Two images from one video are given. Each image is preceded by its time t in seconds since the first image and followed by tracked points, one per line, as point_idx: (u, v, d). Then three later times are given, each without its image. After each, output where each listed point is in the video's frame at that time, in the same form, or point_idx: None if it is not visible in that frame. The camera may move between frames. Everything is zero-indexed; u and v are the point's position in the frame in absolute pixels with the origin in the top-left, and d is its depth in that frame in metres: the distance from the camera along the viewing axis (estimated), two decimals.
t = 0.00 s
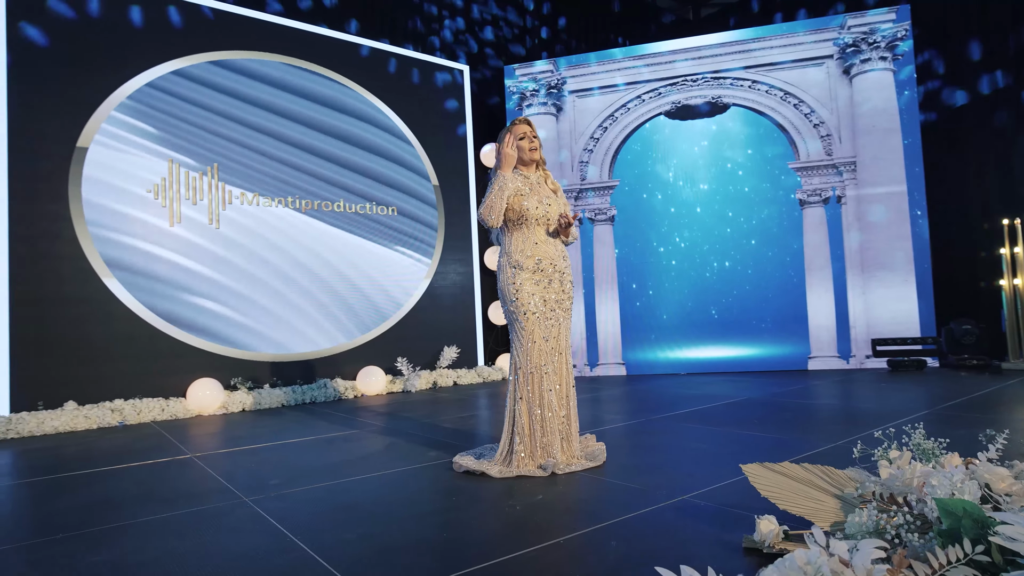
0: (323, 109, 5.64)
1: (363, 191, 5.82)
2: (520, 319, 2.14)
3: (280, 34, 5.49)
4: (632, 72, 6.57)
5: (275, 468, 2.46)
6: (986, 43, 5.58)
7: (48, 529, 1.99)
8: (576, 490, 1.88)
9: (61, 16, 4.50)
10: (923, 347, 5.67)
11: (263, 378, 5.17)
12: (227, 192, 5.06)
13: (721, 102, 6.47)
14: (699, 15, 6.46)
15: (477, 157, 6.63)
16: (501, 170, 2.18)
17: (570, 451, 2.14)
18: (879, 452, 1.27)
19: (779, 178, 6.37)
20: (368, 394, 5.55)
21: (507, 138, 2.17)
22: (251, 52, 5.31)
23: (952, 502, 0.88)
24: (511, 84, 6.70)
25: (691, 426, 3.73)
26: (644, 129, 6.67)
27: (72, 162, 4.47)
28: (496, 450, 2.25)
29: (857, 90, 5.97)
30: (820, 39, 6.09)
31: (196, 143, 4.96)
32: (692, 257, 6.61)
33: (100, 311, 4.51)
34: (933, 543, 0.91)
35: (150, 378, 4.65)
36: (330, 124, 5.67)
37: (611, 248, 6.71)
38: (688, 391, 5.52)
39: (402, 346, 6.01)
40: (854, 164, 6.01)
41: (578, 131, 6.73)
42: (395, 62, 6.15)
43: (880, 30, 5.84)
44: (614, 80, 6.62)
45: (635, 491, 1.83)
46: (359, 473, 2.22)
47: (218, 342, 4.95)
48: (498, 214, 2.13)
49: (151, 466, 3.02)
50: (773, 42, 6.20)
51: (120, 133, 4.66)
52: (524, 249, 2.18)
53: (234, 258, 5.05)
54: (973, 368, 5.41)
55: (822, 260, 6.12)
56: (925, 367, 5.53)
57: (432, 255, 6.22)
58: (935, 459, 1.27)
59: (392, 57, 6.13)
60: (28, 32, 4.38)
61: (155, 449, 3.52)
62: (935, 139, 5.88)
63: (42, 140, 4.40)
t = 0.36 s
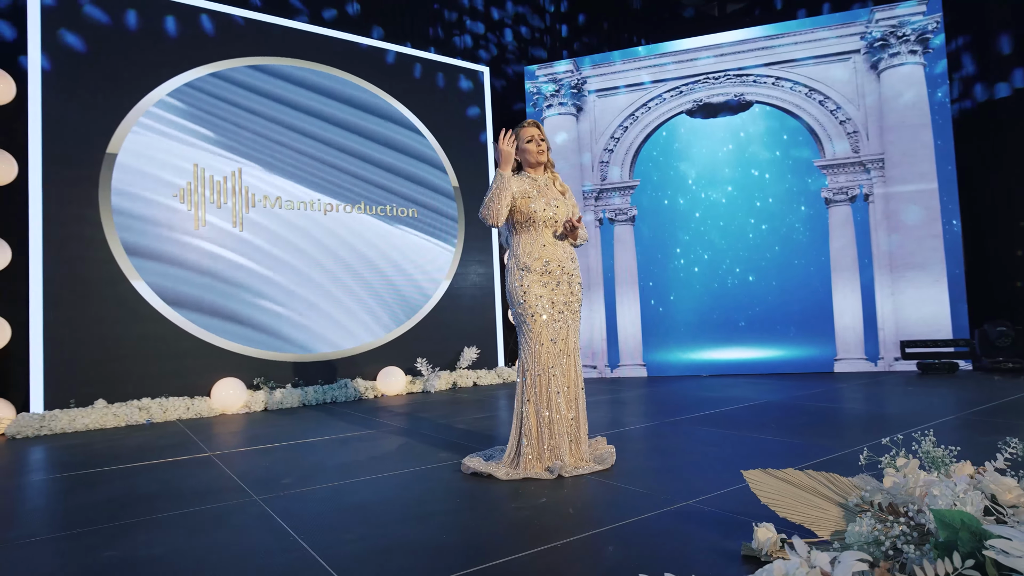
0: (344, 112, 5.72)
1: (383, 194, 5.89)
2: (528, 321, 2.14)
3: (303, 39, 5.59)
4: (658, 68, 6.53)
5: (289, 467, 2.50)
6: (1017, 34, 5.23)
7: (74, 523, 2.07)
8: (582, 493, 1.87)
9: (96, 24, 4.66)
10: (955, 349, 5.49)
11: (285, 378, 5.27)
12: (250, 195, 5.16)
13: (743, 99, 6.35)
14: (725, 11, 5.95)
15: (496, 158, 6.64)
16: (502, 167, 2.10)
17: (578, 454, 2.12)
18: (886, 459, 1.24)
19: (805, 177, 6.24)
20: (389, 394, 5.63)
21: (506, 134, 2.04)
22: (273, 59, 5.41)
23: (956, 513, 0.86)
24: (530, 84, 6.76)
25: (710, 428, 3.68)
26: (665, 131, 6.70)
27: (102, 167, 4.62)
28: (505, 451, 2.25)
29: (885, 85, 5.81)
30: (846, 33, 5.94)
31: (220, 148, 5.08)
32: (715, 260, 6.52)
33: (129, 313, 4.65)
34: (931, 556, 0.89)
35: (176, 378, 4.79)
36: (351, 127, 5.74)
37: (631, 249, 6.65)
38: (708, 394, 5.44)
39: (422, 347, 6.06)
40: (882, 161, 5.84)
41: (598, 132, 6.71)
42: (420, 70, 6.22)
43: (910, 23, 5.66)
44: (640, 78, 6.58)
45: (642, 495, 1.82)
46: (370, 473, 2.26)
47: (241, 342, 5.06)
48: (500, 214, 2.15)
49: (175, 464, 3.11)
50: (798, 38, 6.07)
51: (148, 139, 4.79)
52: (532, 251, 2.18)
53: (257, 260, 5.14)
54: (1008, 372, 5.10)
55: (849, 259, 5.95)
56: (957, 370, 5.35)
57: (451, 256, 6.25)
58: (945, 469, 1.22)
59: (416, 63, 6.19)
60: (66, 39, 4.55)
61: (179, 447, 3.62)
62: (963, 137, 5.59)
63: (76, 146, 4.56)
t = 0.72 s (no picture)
0: (359, 115, 5.78)
1: (396, 196, 5.94)
2: (527, 324, 2.14)
3: (320, 43, 5.67)
4: (676, 65, 6.47)
5: (298, 466, 2.55)
6: None
7: (88, 518, 2.13)
8: (581, 495, 1.87)
9: (123, 27, 4.80)
10: (978, 351, 5.35)
11: (300, 378, 5.35)
12: (266, 198, 5.24)
13: (759, 98, 6.26)
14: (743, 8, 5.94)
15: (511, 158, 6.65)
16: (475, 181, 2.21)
17: (579, 457, 2.12)
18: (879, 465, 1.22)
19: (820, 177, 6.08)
20: (402, 394, 5.69)
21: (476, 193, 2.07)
22: (289, 63, 5.48)
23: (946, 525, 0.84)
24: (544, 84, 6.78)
25: (723, 431, 3.65)
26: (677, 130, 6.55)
27: (122, 172, 4.73)
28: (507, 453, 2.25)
29: (904, 81, 5.68)
30: (864, 28, 5.83)
31: (237, 152, 5.16)
32: (731, 261, 6.35)
33: (148, 313, 4.75)
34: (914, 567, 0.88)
35: (195, 377, 4.89)
36: (366, 130, 5.79)
37: (645, 250, 6.60)
38: (723, 396, 5.38)
39: (436, 348, 6.09)
40: (901, 159, 5.71)
41: (611, 132, 6.69)
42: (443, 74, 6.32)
43: (931, 17, 5.53)
44: (659, 75, 6.53)
45: (642, 499, 1.81)
46: (376, 473, 2.29)
47: (256, 342, 5.16)
48: (498, 213, 2.15)
49: (190, 462, 3.18)
50: (815, 34, 5.98)
51: (166, 144, 4.90)
52: (533, 254, 2.18)
53: (273, 262, 5.23)
54: None
55: (868, 259, 5.82)
56: (979, 373, 5.21)
57: (465, 257, 6.28)
58: (941, 476, 1.20)
59: (435, 68, 6.27)
60: (93, 42, 4.69)
61: (195, 446, 3.70)
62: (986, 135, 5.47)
63: (99, 150, 4.68)
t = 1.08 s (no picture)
0: (374, 118, 5.83)
1: (412, 198, 5.98)
2: (526, 325, 2.16)
3: (337, 47, 5.73)
4: (700, 62, 6.38)
5: (307, 465, 2.59)
6: None
7: (101, 516, 2.19)
8: (580, 498, 1.88)
9: (152, 36, 4.95)
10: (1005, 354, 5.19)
11: (317, 379, 5.43)
12: (283, 201, 5.32)
13: (776, 96, 6.14)
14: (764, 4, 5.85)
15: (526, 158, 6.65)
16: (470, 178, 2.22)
17: (579, 459, 2.13)
18: (872, 471, 1.19)
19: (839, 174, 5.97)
20: (416, 395, 5.75)
21: (472, 197, 2.11)
22: (305, 68, 5.55)
23: (918, 536, 0.83)
24: (558, 85, 6.75)
25: (736, 434, 3.60)
26: (694, 129, 6.48)
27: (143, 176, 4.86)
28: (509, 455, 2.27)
29: (927, 77, 5.54)
30: (886, 24, 5.69)
31: (255, 156, 5.25)
32: (748, 261, 6.26)
33: (168, 314, 4.88)
34: None
35: (214, 377, 5.00)
36: (381, 133, 5.85)
37: (661, 250, 6.53)
38: (739, 398, 5.31)
39: (450, 348, 6.12)
40: (924, 156, 5.57)
41: (627, 132, 6.64)
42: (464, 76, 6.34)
43: (954, 11, 5.40)
44: (681, 71, 6.46)
45: (641, 502, 1.81)
46: (381, 474, 2.32)
47: (273, 343, 5.24)
48: (498, 213, 2.19)
49: (206, 461, 3.25)
50: (835, 30, 5.86)
51: (186, 148, 5.00)
52: (534, 256, 2.19)
53: (289, 264, 5.31)
54: None
55: (890, 259, 5.68)
56: (1006, 376, 5.05)
57: (481, 257, 6.31)
58: (936, 483, 1.18)
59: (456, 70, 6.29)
60: (121, 46, 4.84)
61: (212, 444, 3.79)
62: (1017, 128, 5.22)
63: (123, 155, 4.81)
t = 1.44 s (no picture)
0: (388, 121, 5.92)
1: (426, 200, 6.05)
2: (526, 327, 2.19)
3: (354, 51, 5.84)
4: (721, 55, 6.26)
5: (315, 464, 2.65)
6: None
7: (116, 510, 2.26)
8: (579, 499, 1.88)
9: (178, 43, 5.12)
10: None
11: (332, 378, 5.52)
12: (299, 204, 5.42)
13: (794, 93, 6.01)
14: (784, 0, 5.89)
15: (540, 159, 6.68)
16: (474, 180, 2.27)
17: (580, 461, 2.14)
18: (862, 475, 1.18)
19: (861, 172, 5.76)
20: (430, 394, 5.80)
21: (475, 197, 2.12)
22: (320, 72, 5.66)
23: (892, 542, 0.83)
24: (574, 85, 6.74)
25: (747, 437, 3.56)
26: (710, 128, 6.36)
27: (164, 180, 4.98)
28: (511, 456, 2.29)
29: (950, 73, 5.41)
30: (906, 19, 5.57)
31: (272, 159, 5.35)
32: (765, 263, 6.09)
33: (188, 315, 5.00)
34: None
35: (232, 376, 5.12)
36: (396, 136, 5.94)
37: (676, 251, 6.42)
38: (754, 399, 5.24)
39: (464, 349, 6.16)
40: (946, 154, 5.43)
41: (641, 132, 6.59)
42: (484, 79, 6.40)
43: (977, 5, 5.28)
44: (701, 69, 6.36)
45: (638, 504, 1.82)
46: (386, 473, 2.36)
47: (289, 343, 5.33)
48: (500, 216, 2.20)
49: (220, 458, 3.32)
50: (854, 26, 5.75)
51: (204, 152, 5.12)
52: (534, 258, 2.21)
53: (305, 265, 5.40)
54: None
55: (910, 259, 5.53)
56: None
57: (496, 258, 6.33)
58: (928, 489, 1.16)
59: (475, 74, 6.37)
60: (147, 50, 5.00)
61: (229, 442, 3.88)
62: None
63: (145, 160, 4.95)
